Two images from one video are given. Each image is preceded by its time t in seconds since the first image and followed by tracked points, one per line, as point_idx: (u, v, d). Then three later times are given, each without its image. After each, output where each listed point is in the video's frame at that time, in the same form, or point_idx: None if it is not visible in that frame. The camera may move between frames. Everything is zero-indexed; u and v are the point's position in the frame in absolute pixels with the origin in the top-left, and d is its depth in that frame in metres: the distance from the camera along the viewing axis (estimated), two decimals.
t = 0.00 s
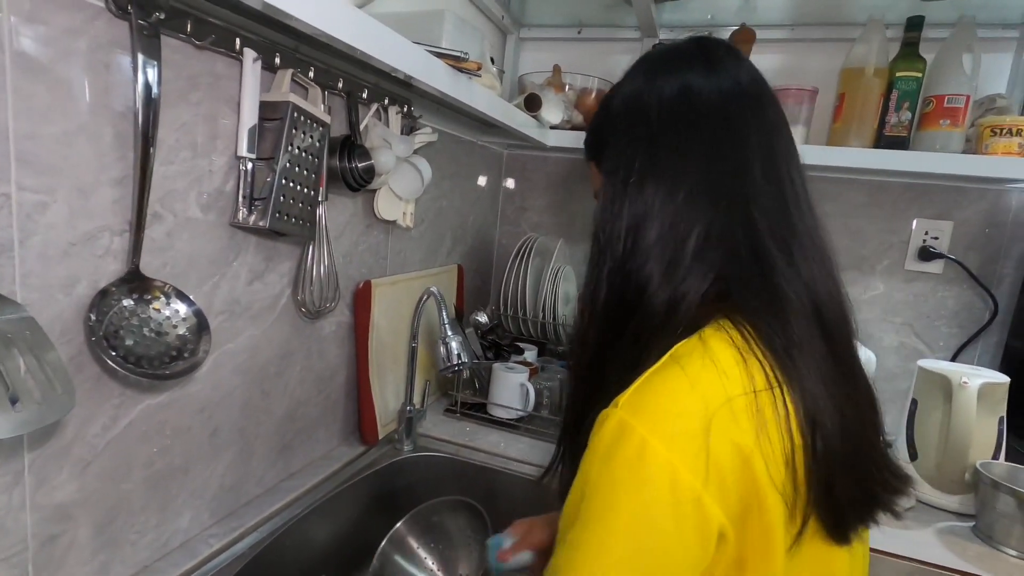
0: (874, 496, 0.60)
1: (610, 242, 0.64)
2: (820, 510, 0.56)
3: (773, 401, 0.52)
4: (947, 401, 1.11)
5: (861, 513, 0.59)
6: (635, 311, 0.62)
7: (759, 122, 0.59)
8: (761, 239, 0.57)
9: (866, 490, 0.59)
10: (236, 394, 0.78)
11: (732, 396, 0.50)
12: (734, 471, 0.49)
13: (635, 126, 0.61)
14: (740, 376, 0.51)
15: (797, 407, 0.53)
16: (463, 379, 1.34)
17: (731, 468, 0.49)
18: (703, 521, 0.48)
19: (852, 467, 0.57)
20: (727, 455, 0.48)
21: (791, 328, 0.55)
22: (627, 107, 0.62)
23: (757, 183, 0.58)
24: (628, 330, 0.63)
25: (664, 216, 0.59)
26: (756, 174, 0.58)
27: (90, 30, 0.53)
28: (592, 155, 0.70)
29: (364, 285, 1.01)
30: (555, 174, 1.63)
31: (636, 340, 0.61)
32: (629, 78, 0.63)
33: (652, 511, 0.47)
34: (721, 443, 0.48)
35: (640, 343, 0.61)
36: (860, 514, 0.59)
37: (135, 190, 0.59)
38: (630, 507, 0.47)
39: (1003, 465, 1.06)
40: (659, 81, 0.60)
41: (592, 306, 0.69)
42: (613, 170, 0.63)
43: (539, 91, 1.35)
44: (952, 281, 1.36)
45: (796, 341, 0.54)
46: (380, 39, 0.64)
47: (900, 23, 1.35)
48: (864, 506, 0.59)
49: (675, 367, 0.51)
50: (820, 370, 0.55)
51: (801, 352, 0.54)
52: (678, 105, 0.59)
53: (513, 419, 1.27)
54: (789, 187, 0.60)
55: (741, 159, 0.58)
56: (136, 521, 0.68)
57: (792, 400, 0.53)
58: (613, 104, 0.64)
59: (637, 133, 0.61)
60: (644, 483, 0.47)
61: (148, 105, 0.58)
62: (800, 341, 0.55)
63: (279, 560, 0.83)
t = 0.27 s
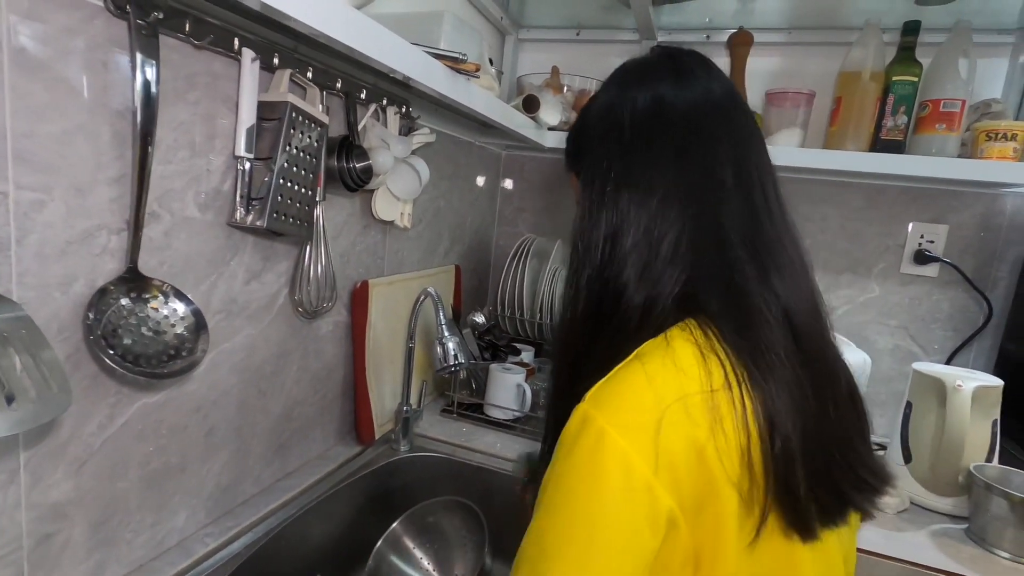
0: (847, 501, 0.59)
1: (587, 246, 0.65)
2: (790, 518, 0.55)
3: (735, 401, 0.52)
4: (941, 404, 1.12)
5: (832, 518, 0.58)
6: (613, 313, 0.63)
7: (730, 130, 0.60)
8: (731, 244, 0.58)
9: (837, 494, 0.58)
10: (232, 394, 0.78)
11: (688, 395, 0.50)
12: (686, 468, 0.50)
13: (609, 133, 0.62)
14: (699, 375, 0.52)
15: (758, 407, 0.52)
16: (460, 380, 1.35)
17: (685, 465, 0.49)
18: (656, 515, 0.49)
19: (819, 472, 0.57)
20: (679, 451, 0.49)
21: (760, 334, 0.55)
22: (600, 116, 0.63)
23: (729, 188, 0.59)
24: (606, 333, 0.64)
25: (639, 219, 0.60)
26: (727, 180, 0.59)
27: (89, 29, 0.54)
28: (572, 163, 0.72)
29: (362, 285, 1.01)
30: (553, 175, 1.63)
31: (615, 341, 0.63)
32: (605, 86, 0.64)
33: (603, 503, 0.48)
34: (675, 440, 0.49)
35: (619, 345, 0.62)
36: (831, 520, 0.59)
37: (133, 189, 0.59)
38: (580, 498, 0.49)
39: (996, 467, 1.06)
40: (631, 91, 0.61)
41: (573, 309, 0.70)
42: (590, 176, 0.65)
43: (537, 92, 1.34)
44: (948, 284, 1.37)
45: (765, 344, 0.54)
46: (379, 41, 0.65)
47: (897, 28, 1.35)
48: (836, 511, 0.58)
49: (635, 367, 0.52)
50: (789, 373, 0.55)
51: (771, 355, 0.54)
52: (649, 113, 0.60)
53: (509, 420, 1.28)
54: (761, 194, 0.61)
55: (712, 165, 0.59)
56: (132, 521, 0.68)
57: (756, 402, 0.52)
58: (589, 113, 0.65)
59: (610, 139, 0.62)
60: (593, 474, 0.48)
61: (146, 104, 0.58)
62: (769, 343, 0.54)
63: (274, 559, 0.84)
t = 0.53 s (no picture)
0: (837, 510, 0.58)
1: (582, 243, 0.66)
2: (776, 525, 0.55)
3: (711, 405, 0.52)
4: (941, 405, 1.12)
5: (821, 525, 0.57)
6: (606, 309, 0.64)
7: (725, 130, 0.60)
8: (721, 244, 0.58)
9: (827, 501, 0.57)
10: (234, 393, 0.79)
11: (662, 397, 0.52)
12: (659, 468, 0.51)
13: (607, 130, 0.63)
14: (675, 377, 0.53)
15: (737, 411, 0.52)
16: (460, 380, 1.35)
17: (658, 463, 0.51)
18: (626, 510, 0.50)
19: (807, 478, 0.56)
20: (651, 451, 0.50)
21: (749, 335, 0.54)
22: (600, 114, 0.64)
23: (721, 189, 0.59)
24: (600, 328, 0.65)
25: (630, 217, 0.60)
26: (720, 181, 0.59)
27: (92, 28, 0.54)
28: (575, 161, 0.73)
29: (363, 284, 1.02)
30: (554, 176, 1.64)
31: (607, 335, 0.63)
32: (607, 84, 0.65)
33: (572, 496, 0.50)
34: (649, 440, 0.50)
35: (612, 341, 0.63)
36: (821, 526, 0.58)
37: (136, 188, 0.59)
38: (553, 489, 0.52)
39: (995, 468, 1.06)
40: (631, 88, 0.62)
41: (568, 305, 0.70)
42: (587, 172, 0.66)
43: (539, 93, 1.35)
44: (948, 286, 1.37)
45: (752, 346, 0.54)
46: (381, 41, 0.65)
47: (898, 30, 1.36)
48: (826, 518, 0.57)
49: (614, 369, 0.54)
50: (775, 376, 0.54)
51: (757, 357, 0.54)
52: (646, 112, 0.61)
53: (509, 420, 1.28)
54: (755, 196, 0.60)
55: (704, 164, 0.59)
56: (133, 519, 0.68)
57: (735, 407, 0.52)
58: (589, 112, 0.66)
59: (607, 137, 0.63)
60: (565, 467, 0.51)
61: (150, 103, 0.58)
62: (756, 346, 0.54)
63: (275, 558, 0.84)
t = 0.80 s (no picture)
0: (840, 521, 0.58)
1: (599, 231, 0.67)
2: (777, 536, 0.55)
3: (716, 418, 0.52)
4: (948, 409, 1.11)
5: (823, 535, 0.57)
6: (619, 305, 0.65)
7: (748, 130, 0.58)
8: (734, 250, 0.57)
9: (830, 510, 0.57)
10: (240, 393, 0.79)
11: (666, 407, 0.52)
12: (660, 478, 0.51)
13: (629, 123, 0.62)
14: (680, 388, 0.52)
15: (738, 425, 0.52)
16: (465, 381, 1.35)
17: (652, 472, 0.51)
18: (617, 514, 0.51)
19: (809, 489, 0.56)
20: (652, 461, 0.51)
21: (756, 341, 0.54)
22: (625, 99, 0.64)
23: (739, 192, 0.58)
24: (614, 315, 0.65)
25: (645, 217, 0.60)
26: (739, 183, 0.58)
27: (103, 29, 0.54)
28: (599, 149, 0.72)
29: (369, 285, 1.02)
30: (559, 177, 1.63)
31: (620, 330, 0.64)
32: (634, 73, 0.64)
33: (571, 500, 0.52)
34: (646, 449, 0.51)
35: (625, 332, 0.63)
36: (817, 542, 0.57)
37: (145, 188, 0.59)
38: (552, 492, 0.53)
39: (1002, 473, 1.06)
40: (659, 76, 0.61)
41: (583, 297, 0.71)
42: (605, 165, 0.65)
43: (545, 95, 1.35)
44: (954, 289, 1.36)
45: (759, 356, 0.54)
46: (390, 43, 0.65)
47: (905, 32, 1.36)
48: (827, 527, 0.57)
49: (620, 375, 0.54)
50: (780, 387, 0.54)
51: (762, 365, 0.53)
52: (669, 105, 0.60)
53: (513, 422, 1.27)
54: (775, 198, 0.59)
55: (723, 166, 0.58)
56: (139, 519, 0.68)
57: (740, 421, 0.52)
58: (616, 96, 0.66)
59: (627, 131, 0.62)
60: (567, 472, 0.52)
61: (159, 104, 0.58)
62: (762, 357, 0.54)
63: (281, 558, 0.84)
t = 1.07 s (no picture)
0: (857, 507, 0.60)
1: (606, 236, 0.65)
2: (801, 519, 0.56)
3: (752, 405, 0.52)
4: (956, 407, 1.11)
5: (839, 520, 0.59)
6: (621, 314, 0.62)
7: (765, 132, 0.58)
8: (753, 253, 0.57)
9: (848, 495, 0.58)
10: (245, 391, 0.79)
11: (709, 398, 0.51)
12: (702, 471, 0.50)
13: (640, 126, 0.61)
14: (719, 379, 0.52)
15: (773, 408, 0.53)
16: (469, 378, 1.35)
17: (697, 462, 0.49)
18: (668, 509, 0.48)
19: (832, 475, 0.57)
20: (699, 453, 0.49)
21: (774, 339, 0.55)
22: (634, 103, 0.62)
23: (756, 196, 0.58)
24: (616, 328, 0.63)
25: (661, 221, 0.59)
26: (756, 186, 0.58)
27: (107, 27, 0.54)
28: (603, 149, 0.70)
29: (373, 283, 1.02)
30: (563, 175, 1.63)
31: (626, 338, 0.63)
32: (642, 74, 0.62)
33: (616, 503, 0.47)
34: (694, 439, 0.49)
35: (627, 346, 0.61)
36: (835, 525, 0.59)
37: (149, 186, 0.59)
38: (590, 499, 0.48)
39: (1011, 470, 1.05)
40: (669, 78, 0.60)
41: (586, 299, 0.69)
42: (615, 168, 0.64)
43: (549, 92, 1.34)
44: (962, 286, 1.35)
45: (781, 353, 0.54)
46: (394, 40, 0.65)
47: (912, 27, 1.34)
48: (846, 512, 0.59)
49: (655, 366, 0.51)
50: (803, 380, 0.55)
51: (784, 358, 0.54)
52: (682, 109, 0.58)
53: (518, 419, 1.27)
54: (788, 201, 0.59)
55: (740, 170, 0.58)
56: (145, 517, 0.68)
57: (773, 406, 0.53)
58: (623, 97, 0.63)
59: (638, 133, 0.61)
60: (612, 472, 0.47)
61: (163, 102, 0.58)
62: (785, 352, 0.55)
63: (286, 555, 0.84)
